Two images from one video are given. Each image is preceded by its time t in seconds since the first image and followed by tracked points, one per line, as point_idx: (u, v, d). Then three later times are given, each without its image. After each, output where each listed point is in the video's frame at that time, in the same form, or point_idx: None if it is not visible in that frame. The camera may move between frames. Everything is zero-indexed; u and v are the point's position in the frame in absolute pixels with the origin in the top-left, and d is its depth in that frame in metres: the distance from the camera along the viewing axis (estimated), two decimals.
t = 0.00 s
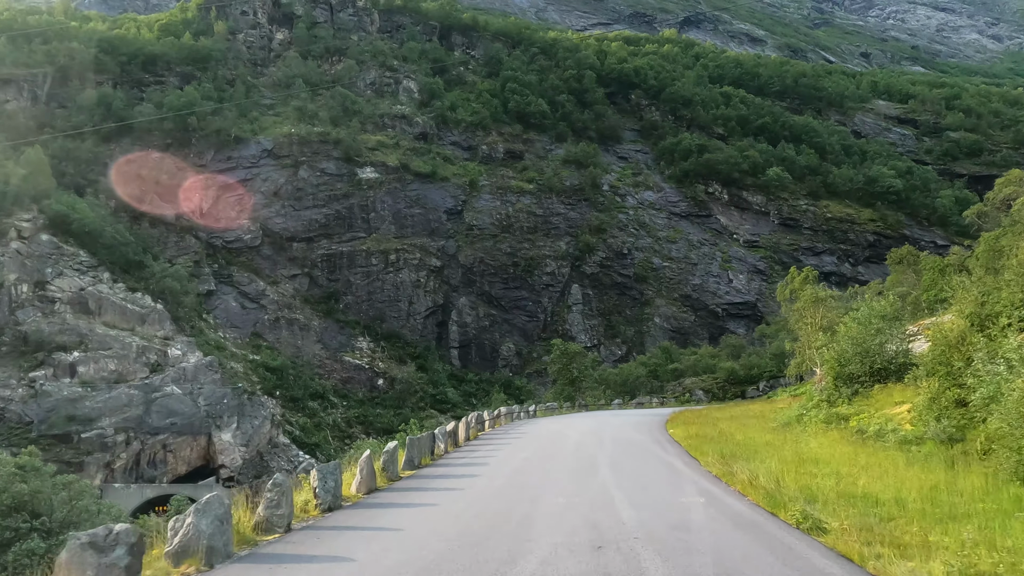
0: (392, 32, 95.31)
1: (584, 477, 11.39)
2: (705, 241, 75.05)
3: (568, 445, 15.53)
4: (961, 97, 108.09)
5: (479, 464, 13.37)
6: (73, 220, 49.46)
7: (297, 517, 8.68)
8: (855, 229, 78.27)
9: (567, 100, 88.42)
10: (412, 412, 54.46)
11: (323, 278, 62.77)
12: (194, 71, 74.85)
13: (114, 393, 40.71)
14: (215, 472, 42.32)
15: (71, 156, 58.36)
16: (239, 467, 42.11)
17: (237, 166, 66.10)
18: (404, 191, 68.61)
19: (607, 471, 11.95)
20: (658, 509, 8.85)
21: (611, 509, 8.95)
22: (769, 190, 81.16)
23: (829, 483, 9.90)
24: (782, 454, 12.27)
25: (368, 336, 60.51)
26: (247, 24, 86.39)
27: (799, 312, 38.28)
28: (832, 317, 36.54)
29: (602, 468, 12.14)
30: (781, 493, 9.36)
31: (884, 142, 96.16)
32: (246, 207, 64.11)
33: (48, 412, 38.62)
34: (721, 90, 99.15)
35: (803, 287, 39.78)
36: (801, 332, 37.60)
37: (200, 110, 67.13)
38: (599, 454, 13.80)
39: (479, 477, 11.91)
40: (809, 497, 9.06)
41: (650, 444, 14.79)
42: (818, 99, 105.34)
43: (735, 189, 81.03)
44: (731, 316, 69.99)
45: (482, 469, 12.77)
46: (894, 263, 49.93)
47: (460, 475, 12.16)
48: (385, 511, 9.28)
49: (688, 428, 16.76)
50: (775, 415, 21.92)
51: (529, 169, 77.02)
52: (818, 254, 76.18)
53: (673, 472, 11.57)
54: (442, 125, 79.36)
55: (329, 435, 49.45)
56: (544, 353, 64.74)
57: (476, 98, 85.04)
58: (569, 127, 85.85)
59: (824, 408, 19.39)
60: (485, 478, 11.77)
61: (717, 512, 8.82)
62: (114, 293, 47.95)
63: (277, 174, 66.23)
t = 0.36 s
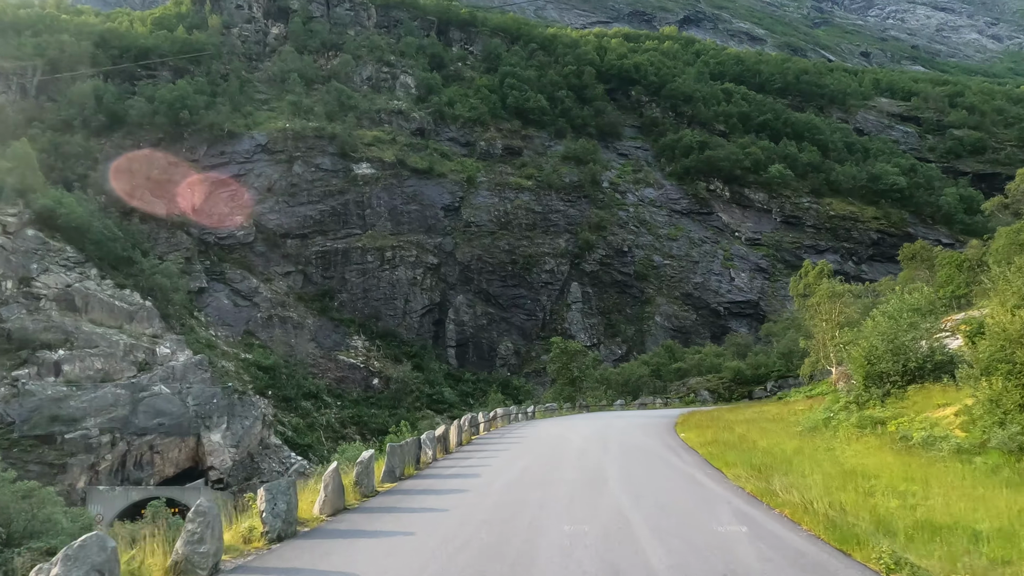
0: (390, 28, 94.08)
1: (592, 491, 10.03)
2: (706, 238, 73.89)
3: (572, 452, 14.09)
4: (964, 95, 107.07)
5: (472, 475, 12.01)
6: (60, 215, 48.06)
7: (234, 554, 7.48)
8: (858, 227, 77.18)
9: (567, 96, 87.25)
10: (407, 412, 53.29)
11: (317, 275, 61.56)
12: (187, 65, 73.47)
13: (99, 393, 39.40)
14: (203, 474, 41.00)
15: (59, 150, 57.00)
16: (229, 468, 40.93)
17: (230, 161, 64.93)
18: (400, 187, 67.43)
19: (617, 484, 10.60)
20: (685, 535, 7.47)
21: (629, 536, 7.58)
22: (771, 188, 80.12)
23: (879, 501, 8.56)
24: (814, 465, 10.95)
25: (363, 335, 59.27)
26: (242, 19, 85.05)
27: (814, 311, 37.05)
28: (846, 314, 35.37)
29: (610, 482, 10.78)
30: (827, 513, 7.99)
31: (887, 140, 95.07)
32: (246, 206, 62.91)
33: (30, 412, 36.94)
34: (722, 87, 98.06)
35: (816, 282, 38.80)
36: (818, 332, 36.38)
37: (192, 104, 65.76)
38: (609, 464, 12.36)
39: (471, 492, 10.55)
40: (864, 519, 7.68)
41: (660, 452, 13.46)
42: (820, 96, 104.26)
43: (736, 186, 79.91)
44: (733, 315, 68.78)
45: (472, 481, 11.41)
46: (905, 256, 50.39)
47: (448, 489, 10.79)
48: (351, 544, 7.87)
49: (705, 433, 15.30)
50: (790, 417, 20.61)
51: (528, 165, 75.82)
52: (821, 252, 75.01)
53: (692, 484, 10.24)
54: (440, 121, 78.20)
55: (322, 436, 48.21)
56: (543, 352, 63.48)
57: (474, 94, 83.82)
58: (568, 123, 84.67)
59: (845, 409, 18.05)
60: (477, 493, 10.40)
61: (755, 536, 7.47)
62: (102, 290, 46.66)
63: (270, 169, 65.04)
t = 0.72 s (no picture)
0: (387, 23, 92.73)
1: (598, 495, 8.85)
2: (707, 236, 72.73)
3: (577, 457, 12.62)
4: (967, 93, 106.16)
5: (463, 482, 10.81)
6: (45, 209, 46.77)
7: None
8: (862, 224, 76.07)
9: (566, 92, 86.05)
10: (403, 412, 52.11)
11: (311, 273, 60.32)
12: (181, 59, 72.20)
13: (84, 392, 38.14)
14: (192, 476, 39.76)
15: (48, 144, 55.73)
16: (218, 471, 39.58)
17: (223, 156, 63.55)
18: (396, 183, 66.26)
19: (626, 487, 9.44)
20: (710, 553, 6.29)
21: (645, 553, 6.38)
22: (773, 185, 79.00)
23: (931, 507, 7.39)
24: (846, 469, 9.76)
25: (358, 333, 58.06)
26: (237, 13, 83.73)
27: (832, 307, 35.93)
28: (865, 309, 34.24)
29: (618, 484, 9.60)
30: (876, 523, 6.80)
31: (889, 137, 94.03)
32: (244, 204, 61.60)
33: (11, 412, 35.79)
34: (724, 84, 96.89)
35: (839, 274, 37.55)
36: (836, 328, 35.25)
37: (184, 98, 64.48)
38: (620, 470, 10.88)
39: (462, 503, 9.26)
40: (922, 531, 6.49)
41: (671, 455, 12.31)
42: (822, 93, 103.16)
43: (738, 184, 78.79)
44: (736, 314, 67.59)
45: (464, 491, 10.06)
46: (920, 252, 49.98)
47: (435, 502, 9.42)
48: (308, 568, 6.52)
49: (725, 438, 13.79)
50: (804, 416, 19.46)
51: (527, 161, 74.63)
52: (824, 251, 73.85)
53: (709, 489, 9.07)
54: (437, 116, 77.01)
55: (315, 436, 46.99)
56: (542, 351, 62.27)
57: (472, 90, 82.56)
58: (568, 120, 83.47)
59: (865, 405, 16.90)
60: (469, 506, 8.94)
61: (801, 557, 6.21)
62: (88, 286, 45.41)
63: (264, 164, 63.85)
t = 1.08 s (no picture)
0: (383, 18, 91.31)
1: (611, 509, 7.81)
2: (708, 233, 71.57)
3: (583, 464, 11.49)
4: (969, 90, 105.12)
5: (458, 493, 9.74)
6: (29, 203, 45.44)
7: None
8: (865, 222, 75.01)
9: (564, 88, 84.84)
10: (397, 412, 50.93)
11: (305, 269, 59.01)
12: (173, 53, 70.90)
13: (67, 392, 36.88)
14: (179, 478, 38.72)
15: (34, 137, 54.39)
16: (206, 472, 38.68)
17: (214, 151, 62.25)
18: (392, 179, 65.01)
19: (642, 498, 8.41)
20: None
21: None
22: (774, 182, 77.92)
23: (1004, 529, 6.35)
24: (886, 481, 8.75)
25: (352, 331, 56.87)
26: (230, 7, 82.32)
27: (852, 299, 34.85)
28: (887, 303, 33.28)
29: (633, 496, 8.50)
30: (945, 552, 5.79)
31: (891, 134, 92.97)
32: (236, 197, 60.58)
33: None
34: (724, 80, 95.79)
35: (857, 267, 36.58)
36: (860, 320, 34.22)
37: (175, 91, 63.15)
38: (634, 479, 9.75)
39: (456, 517, 8.13)
40: (1003, 562, 5.47)
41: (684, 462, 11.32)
42: (823, 90, 102.04)
43: (739, 181, 77.68)
44: (737, 312, 66.48)
45: (459, 503, 8.94)
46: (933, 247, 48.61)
47: (426, 514, 8.31)
48: None
49: (744, 445, 12.62)
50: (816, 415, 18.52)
51: (525, 157, 73.45)
52: (826, 249, 72.79)
53: (739, 503, 7.97)
54: (434, 111, 75.84)
55: (307, 437, 45.77)
56: (540, 350, 61.12)
57: (469, 85, 81.33)
58: (566, 115, 82.27)
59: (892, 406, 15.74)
60: (464, 521, 7.83)
61: None
62: (74, 282, 44.11)
63: (257, 159, 62.63)
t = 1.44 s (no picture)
0: (379, 12, 89.91)
1: (627, 530, 6.95)
2: (709, 231, 70.43)
3: (589, 475, 10.34)
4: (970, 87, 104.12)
5: (452, 507, 8.79)
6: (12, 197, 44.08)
7: None
8: (867, 219, 73.98)
9: (563, 83, 83.62)
10: (392, 413, 49.78)
11: (297, 266, 57.73)
12: (164, 46, 69.57)
13: (49, 391, 35.66)
14: (165, 481, 37.43)
15: (21, 130, 53.02)
16: (193, 475, 37.37)
17: (206, 146, 61.05)
18: (387, 174, 63.79)
19: (660, 516, 7.43)
20: None
21: None
22: (775, 179, 76.82)
23: None
24: (926, 497, 7.94)
25: (346, 330, 55.70)
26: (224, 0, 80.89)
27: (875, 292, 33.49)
28: (911, 296, 31.94)
29: (652, 518, 7.39)
30: None
31: (893, 131, 91.94)
32: (228, 191, 59.58)
33: None
34: (724, 77, 94.71)
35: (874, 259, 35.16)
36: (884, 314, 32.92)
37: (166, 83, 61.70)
38: (650, 495, 8.63)
39: (447, 538, 6.98)
40: None
41: (699, 469, 10.47)
42: (824, 87, 100.96)
43: (740, 177, 76.60)
44: (739, 310, 65.37)
45: (451, 522, 7.77)
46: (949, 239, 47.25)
47: (414, 537, 7.15)
48: None
49: (765, 455, 11.50)
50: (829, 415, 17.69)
51: (523, 153, 72.25)
52: (829, 246, 71.73)
53: (780, 530, 6.84)
54: (430, 106, 74.66)
55: (298, 438, 44.57)
56: (537, 349, 60.00)
57: (466, 80, 80.05)
58: (565, 111, 81.07)
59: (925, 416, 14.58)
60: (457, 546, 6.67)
61: None
62: (58, 279, 42.74)
63: (249, 154, 61.46)
